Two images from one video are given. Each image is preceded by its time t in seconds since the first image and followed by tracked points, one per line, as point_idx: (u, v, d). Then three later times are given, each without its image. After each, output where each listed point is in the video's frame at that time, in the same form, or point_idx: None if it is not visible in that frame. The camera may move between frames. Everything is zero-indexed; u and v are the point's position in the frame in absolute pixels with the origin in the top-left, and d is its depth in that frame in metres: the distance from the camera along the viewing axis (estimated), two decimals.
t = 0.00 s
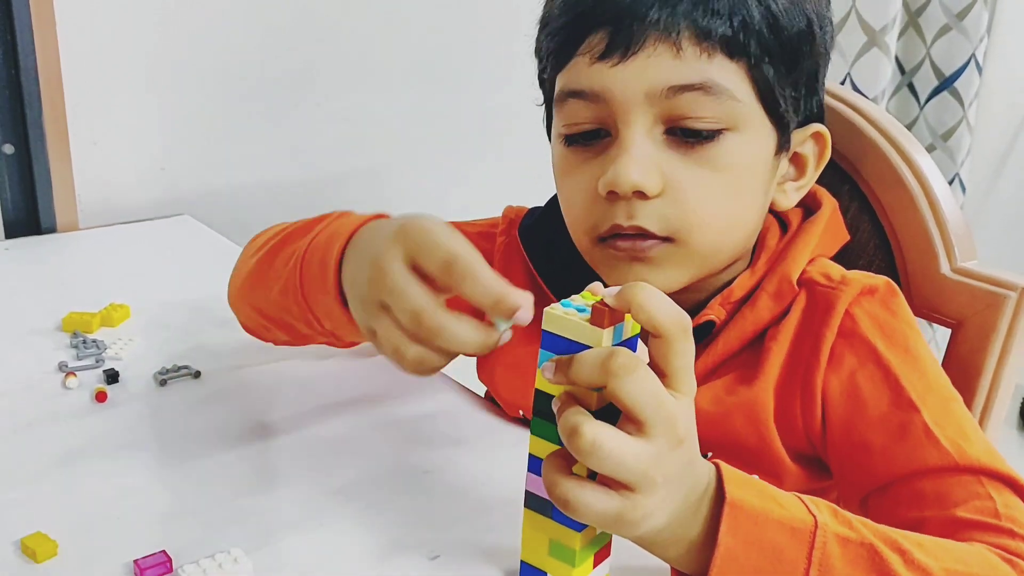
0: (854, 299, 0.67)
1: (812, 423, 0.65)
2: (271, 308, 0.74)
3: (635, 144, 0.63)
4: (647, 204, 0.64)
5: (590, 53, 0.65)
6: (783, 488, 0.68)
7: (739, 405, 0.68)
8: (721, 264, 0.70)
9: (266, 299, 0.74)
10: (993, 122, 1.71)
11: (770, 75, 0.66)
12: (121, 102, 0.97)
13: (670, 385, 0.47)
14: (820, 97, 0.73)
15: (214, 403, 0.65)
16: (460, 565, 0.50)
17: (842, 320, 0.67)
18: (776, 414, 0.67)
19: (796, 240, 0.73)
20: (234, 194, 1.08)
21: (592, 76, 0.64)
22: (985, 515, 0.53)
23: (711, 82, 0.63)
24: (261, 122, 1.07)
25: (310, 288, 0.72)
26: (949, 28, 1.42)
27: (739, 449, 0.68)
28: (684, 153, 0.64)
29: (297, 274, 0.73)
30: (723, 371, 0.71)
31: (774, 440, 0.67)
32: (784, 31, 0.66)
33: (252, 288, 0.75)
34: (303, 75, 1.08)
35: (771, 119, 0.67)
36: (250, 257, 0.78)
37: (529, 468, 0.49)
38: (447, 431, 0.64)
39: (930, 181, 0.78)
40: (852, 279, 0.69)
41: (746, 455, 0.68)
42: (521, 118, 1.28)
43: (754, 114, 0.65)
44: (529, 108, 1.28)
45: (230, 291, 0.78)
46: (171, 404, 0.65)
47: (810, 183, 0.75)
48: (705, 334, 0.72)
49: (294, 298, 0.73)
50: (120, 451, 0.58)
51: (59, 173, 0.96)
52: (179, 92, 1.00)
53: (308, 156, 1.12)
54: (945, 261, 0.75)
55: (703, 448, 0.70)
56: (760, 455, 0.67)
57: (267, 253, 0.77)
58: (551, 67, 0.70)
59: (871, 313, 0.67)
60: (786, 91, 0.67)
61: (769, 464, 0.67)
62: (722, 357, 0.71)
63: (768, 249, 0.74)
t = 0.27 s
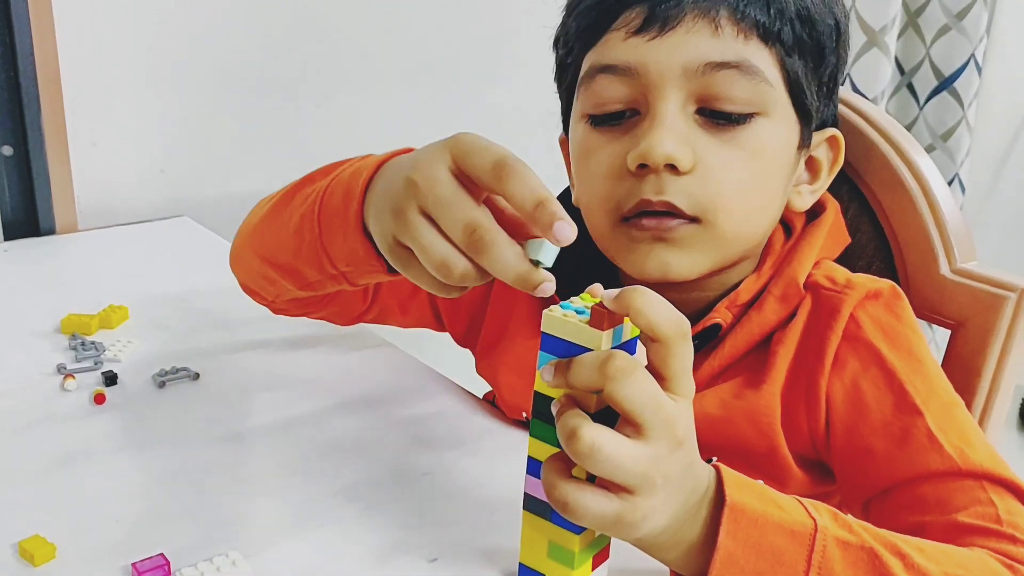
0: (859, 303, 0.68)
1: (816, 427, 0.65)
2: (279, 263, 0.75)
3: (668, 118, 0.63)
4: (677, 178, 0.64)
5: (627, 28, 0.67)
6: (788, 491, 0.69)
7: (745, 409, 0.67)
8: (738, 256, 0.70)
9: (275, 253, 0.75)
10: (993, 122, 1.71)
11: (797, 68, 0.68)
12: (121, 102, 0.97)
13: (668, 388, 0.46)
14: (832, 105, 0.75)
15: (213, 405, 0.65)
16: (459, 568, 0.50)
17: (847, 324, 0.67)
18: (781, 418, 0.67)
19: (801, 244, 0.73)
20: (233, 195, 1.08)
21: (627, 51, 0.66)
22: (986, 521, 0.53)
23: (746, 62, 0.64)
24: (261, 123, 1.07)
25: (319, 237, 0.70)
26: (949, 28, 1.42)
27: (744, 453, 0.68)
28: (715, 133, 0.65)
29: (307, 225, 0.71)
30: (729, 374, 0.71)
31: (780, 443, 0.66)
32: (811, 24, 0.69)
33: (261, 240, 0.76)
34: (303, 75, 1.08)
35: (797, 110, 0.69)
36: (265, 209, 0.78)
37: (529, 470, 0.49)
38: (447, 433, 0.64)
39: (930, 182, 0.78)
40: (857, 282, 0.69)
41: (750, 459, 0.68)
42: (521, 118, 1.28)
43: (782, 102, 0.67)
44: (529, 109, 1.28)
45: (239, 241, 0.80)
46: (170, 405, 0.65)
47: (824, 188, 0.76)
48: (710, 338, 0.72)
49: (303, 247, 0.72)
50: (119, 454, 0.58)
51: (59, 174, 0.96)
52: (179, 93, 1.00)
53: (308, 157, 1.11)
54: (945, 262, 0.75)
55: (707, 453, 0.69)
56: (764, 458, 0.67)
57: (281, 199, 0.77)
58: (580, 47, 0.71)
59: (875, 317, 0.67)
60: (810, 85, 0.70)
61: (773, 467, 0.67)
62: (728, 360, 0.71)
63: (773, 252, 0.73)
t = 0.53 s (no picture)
0: (862, 304, 0.68)
1: (818, 427, 0.65)
2: (276, 217, 0.84)
3: (680, 113, 0.64)
4: (687, 174, 0.64)
5: (640, 22, 0.67)
6: (789, 492, 0.69)
7: (749, 410, 0.67)
8: (746, 254, 0.70)
9: (274, 208, 0.84)
10: (993, 121, 1.71)
11: (807, 66, 0.68)
12: (121, 103, 0.97)
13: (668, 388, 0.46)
14: (840, 108, 0.75)
15: (214, 406, 0.65)
16: (460, 568, 0.50)
17: (850, 325, 0.67)
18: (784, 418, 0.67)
19: (804, 245, 0.73)
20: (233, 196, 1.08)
21: (639, 45, 0.66)
22: (986, 520, 0.53)
23: (759, 59, 0.65)
24: (262, 123, 1.07)
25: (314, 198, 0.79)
26: (949, 28, 1.42)
27: (747, 453, 0.68)
28: (726, 130, 0.65)
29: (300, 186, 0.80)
30: (732, 374, 0.71)
31: (783, 442, 0.66)
32: (822, 24, 0.69)
33: (264, 194, 0.85)
34: (303, 76, 1.08)
35: (807, 109, 0.69)
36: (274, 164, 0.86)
37: (529, 470, 0.49)
38: (448, 433, 0.64)
39: (930, 182, 0.78)
40: (860, 283, 0.69)
41: (751, 458, 0.68)
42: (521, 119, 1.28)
43: (794, 100, 0.67)
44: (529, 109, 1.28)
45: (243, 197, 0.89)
46: (171, 406, 0.65)
47: (829, 192, 0.75)
48: (713, 338, 0.72)
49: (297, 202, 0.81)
50: (120, 455, 0.58)
51: (59, 176, 0.96)
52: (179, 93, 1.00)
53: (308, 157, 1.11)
54: (945, 262, 0.75)
55: (710, 453, 0.69)
56: (767, 458, 0.67)
57: (286, 156, 0.85)
58: (590, 42, 0.71)
59: (878, 319, 0.67)
60: (820, 83, 0.69)
61: (776, 467, 0.67)
62: (731, 359, 0.71)
63: (777, 253, 0.73)
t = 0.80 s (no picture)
0: (863, 305, 0.68)
1: (817, 428, 0.65)
2: (291, 196, 0.84)
3: (683, 111, 0.64)
4: (689, 171, 0.64)
5: (644, 20, 0.67)
6: (789, 493, 0.69)
7: (750, 410, 0.67)
8: (747, 253, 0.70)
9: (290, 188, 0.84)
10: (993, 122, 1.71)
11: (809, 67, 0.68)
12: (121, 105, 0.97)
13: (666, 389, 0.46)
14: (841, 110, 0.76)
15: (214, 408, 0.65)
16: (460, 570, 0.50)
17: (850, 326, 0.67)
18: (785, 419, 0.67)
19: (805, 246, 0.73)
20: (233, 197, 1.08)
21: (643, 43, 0.66)
22: (985, 523, 0.53)
23: (762, 58, 0.65)
24: (262, 125, 1.07)
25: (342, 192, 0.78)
26: (949, 29, 1.42)
27: (748, 454, 0.68)
28: (728, 128, 0.65)
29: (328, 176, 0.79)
30: (733, 375, 0.71)
31: (784, 443, 0.66)
32: (825, 25, 0.69)
33: (283, 172, 0.85)
34: (303, 78, 1.08)
35: (808, 109, 0.69)
36: (295, 141, 0.86)
37: (529, 472, 0.49)
38: (447, 434, 0.64)
39: (930, 184, 0.78)
40: (861, 285, 0.69)
41: (752, 460, 0.68)
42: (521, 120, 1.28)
43: (796, 100, 0.67)
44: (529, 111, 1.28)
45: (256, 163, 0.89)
46: (170, 408, 0.65)
47: (829, 194, 0.75)
48: (715, 338, 0.72)
49: (323, 193, 0.81)
50: (120, 457, 0.58)
51: (59, 178, 0.96)
52: (179, 95, 1.00)
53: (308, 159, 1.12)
54: (944, 263, 0.75)
55: (710, 454, 0.69)
56: (768, 459, 0.67)
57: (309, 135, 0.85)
58: (594, 40, 0.71)
59: (878, 320, 0.67)
60: (822, 84, 0.70)
61: (776, 469, 0.67)
62: (731, 360, 0.71)
63: (778, 254, 0.74)
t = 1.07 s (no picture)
0: (865, 306, 0.68)
1: (819, 428, 0.65)
2: (301, 175, 0.83)
3: (691, 111, 0.63)
4: (696, 171, 0.64)
5: (653, 20, 0.67)
6: (790, 494, 0.69)
7: (753, 411, 0.67)
8: (751, 254, 0.70)
9: (301, 166, 0.82)
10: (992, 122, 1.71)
11: (817, 71, 0.68)
12: (121, 105, 0.97)
13: (666, 390, 0.47)
14: (847, 114, 0.75)
15: (213, 408, 0.65)
16: (460, 570, 0.50)
17: (852, 327, 0.67)
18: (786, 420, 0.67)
19: (807, 248, 0.73)
20: (233, 198, 1.08)
21: (651, 42, 0.66)
22: (985, 523, 0.53)
23: (771, 59, 0.65)
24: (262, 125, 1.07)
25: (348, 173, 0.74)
26: (948, 29, 1.43)
27: (749, 454, 0.68)
28: (735, 129, 0.65)
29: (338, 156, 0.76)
30: (735, 375, 0.71)
31: (785, 444, 0.66)
32: (833, 28, 0.69)
33: (296, 150, 0.83)
34: (303, 79, 1.08)
35: (816, 111, 0.69)
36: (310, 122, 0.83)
37: (529, 472, 0.49)
38: (447, 435, 0.64)
39: (929, 184, 0.78)
40: (862, 286, 0.69)
41: (753, 461, 0.68)
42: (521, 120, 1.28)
43: (804, 102, 0.67)
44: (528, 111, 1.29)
45: (268, 136, 0.88)
46: (171, 409, 0.65)
47: (834, 197, 0.76)
48: (717, 339, 0.72)
49: (331, 173, 0.77)
50: (120, 457, 0.58)
51: (59, 178, 0.96)
52: (179, 96, 1.00)
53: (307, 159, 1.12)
54: (944, 264, 0.75)
55: (711, 454, 0.69)
56: (769, 460, 0.67)
57: (326, 114, 0.82)
58: (601, 38, 0.71)
59: (880, 321, 0.67)
60: (829, 87, 0.70)
61: (777, 469, 0.67)
62: (733, 361, 0.70)
63: (780, 255, 0.74)
